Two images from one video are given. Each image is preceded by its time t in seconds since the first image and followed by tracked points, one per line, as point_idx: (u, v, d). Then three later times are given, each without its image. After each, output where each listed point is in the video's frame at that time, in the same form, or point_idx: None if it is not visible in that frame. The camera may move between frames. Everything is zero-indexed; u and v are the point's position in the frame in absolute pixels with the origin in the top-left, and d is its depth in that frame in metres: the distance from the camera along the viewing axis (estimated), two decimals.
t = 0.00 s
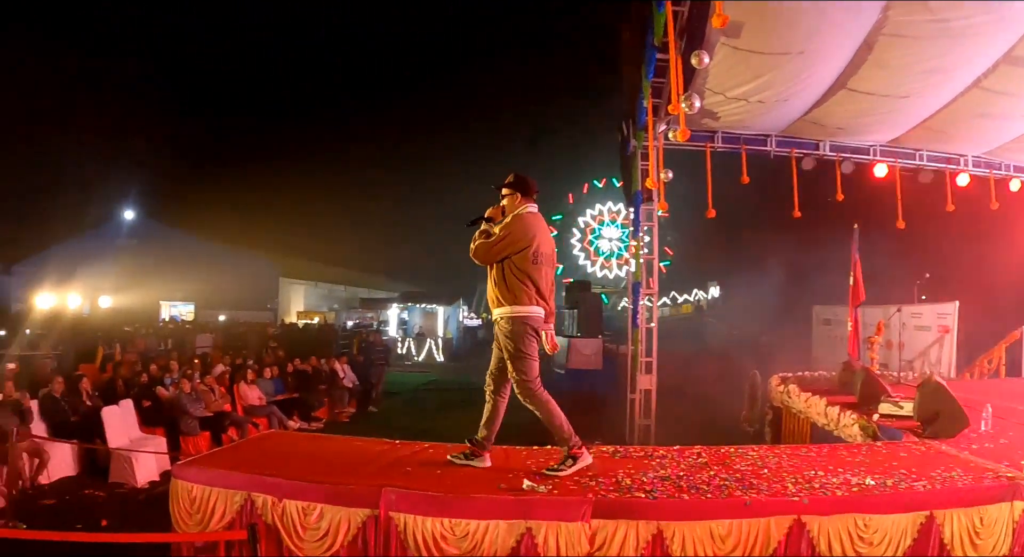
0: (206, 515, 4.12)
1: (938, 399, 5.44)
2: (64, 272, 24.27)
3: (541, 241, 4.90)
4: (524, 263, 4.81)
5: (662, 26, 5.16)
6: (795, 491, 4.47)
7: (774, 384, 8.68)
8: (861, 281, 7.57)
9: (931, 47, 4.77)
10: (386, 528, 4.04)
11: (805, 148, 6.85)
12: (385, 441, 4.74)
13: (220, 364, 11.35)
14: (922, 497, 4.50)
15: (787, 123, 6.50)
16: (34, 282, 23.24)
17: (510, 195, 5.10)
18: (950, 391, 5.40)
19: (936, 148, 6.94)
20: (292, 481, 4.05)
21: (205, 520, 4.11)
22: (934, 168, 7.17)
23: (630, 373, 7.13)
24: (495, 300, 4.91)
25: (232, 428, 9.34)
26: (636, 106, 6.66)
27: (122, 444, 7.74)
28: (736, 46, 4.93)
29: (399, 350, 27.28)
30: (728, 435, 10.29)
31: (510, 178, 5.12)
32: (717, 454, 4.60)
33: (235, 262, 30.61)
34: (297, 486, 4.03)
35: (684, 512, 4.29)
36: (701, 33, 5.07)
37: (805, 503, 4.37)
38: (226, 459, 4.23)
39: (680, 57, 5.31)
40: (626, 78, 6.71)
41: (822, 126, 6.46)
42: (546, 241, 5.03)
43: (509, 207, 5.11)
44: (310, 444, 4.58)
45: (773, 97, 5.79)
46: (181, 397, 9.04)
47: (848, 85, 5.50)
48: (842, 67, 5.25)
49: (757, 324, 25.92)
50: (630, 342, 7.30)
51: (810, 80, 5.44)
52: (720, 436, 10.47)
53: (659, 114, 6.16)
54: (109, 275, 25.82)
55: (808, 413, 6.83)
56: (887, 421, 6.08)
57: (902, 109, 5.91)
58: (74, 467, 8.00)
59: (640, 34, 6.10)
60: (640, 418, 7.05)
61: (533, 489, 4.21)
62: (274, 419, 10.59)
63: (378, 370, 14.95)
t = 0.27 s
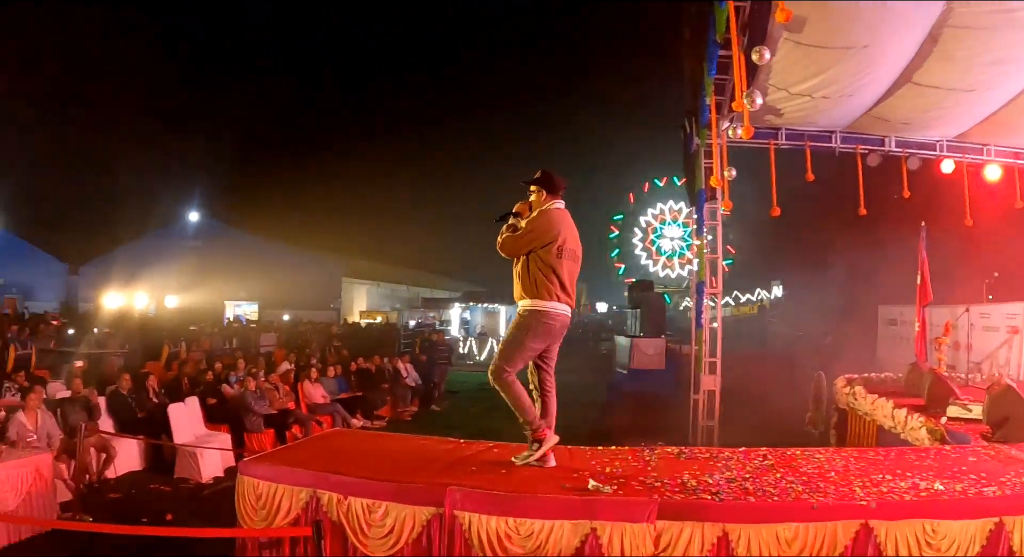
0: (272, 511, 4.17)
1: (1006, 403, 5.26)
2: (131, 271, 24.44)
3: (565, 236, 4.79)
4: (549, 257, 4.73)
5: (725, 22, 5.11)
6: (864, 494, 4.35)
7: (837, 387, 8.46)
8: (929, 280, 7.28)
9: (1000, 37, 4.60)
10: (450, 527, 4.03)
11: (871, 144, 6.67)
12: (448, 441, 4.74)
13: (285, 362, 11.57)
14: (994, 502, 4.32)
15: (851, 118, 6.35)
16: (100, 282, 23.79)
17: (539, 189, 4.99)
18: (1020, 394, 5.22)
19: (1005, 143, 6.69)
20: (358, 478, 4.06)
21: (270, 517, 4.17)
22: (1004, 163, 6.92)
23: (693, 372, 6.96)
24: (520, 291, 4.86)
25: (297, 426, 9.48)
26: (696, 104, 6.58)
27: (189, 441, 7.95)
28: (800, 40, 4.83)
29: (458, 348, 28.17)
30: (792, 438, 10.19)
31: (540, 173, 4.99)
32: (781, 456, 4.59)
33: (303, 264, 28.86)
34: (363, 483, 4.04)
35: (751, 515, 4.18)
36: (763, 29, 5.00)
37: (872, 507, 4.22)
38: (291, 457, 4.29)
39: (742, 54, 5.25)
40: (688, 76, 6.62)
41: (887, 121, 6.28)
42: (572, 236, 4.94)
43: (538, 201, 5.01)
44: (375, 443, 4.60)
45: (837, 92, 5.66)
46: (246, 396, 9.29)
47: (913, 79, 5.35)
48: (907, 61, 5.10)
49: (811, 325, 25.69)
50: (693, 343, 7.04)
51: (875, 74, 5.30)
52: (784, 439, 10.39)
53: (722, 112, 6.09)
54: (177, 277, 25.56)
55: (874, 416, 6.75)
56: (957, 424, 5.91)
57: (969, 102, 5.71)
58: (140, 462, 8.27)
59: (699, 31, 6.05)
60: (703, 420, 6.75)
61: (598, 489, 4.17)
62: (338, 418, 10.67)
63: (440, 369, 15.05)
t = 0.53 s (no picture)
0: (316, 509, 4.22)
1: None
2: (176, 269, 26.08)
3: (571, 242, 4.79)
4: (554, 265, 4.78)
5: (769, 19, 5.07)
6: (911, 497, 4.29)
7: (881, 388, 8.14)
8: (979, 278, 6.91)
9: None
10: (495, 527, 4.02)
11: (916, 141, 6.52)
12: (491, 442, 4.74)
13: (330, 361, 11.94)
14: None
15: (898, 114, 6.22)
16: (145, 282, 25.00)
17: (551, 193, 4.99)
18: None
19: None
20: (402, 477, 4.08)
21: (314, 515, 4.21)
22: None
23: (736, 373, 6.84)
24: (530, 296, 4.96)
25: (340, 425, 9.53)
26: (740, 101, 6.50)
27: (234, 439, 8.03)
28: (845, 36, 4.75)
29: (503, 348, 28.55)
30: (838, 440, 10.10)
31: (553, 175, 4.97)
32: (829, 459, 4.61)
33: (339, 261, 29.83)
34: (409, 482, 4.05)
35: (799, 517, 4.10)
36: (807, 25, 4.93)
37: (921, 512, 4.12)
38: (337, 456, 4.32)
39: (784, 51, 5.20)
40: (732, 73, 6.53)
41: (933, 117, 6.15)
42: (584, 242, 4.94)
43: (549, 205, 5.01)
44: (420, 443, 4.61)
45: (883, 88, 5.55)
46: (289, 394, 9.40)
47: (961, 74, 5.23)
48: (954, 56, 4.98)
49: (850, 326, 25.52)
50: (738, 344, 6.88)
51: (921, 69, 5.18)
52: (830, 441, 10.32)
53: (767, 109, 6.01)
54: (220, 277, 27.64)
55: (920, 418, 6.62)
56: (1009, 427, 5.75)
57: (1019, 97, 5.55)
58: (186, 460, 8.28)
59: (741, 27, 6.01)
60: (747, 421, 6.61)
61: (644, 491, 4.15)
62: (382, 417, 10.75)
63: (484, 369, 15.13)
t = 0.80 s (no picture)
0: (354, 508, 4.25)
1: None
2: (212, 270, 25.83)
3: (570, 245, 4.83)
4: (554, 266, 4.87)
5: (806, 15, 5.07)
6: (953, 500, 4.24)
7: (921, 390, 7.83)
8: (1021, 277, 6.83)
9: None
10: (532, 528, 4.00)
11: (957, 138, 6.39)
12: (529, 442, 4.74)
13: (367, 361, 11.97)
14: None
15: (938, 111, 6.10)
16: (183, 283, 25.44)
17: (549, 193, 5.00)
18: None
19: None
20: (440, 477, 4.08)
21: (352, 513, 4.24)
22: None
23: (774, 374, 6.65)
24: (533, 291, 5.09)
25: (377, 424, 9.56)
26: (777, 99, 6.43)
27: (272, 436, 8.14)
28: (883, 32, 4.68)
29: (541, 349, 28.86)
30: (876, 444, 9.94)
31: (551, 173, 4.96)
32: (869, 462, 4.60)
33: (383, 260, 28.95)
34: (445, 482, 4.06)
35: (840, 521, 4.03)
36: (845, 21, 4.87)
37: (961, 516, 4.05)
38: (375, 455, 4.34)
39: (822, 48, 5.15)
40: (768, 72, 6.48)
41: (973, 113, 6.03)
42: (585, 237, 4.96)
43: (548, 203, 5.03)
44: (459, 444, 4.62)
45: (922, 85, 5.47)
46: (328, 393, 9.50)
47: (1001, 70, 5.13)
48: (995, 51, 4.88)
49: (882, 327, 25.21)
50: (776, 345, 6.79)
51: (962, 65, 5.08)
52: (869, 445, 10.16)
53: (804, 107, 5.95)
54: (259, 275, 26.65)
55: (961, 421, 6.44)
56: None
57: None
58: (224, 456, 8.50)
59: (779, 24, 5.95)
60: (786, 422, 6.32)
61: (682, 492, 4.13)
62: (418, 416, 10.78)
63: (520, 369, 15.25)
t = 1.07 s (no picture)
0: (374, 506, 4.27)
1: None
2: (234, 270, 25.88)
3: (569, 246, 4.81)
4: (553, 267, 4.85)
5: (824, 14, 5.04)
6: (974, 501, 4.20)
7: (943, 389, 7.71)
8: None
9: None
10: (551, 526, 4.00)
11: (979, 135, 6.31)
12: (549, 442, 4.75)
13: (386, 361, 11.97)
14: None
15: (959, 108, 6.03)
16: (204, 282, 25.55)
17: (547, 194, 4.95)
18: None
19: None
20: (459, 476, 4.09)
21: (371, 512, 4.27)
22: None
23: (794, 374, 6.63)
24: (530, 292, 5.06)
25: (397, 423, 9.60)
26: (798, 98, 6.38)
27: (292, 435, 8.18)
28: (903, 30, 4.64)
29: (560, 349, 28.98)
30: (897, 444, 9.84)
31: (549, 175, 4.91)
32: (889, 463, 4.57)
33: (400, 263, 29.75)
34: (465, 481, 4.07)
35: (859, 522, 4.00)
36: (864, 19, 4.83)
37: (982, 517, 4.01)
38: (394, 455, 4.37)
39: (841, 46, 5.11)
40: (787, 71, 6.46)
41: (996, 110, 5.95)
42: (583, 237, 4.97)
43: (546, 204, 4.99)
44: (480, 445, 4.62)
45: (942, 82, 5.41)
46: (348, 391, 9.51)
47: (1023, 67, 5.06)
48: (1017, 47, 4.81)
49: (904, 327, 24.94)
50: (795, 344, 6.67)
51: (983, 62, 5.02)
52: (890, 445, 10.06)
53: (824, 106, 5.91)
54: (281, 277, 26.70)
55: (983, 422, 6.37)
56: None
57: None
58: (245, 455, 8.54)
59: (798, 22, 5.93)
60: (806, 422, 6.28)
61: (701, 492, 4.12)
62: (438, 415, 10.78)
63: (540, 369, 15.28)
